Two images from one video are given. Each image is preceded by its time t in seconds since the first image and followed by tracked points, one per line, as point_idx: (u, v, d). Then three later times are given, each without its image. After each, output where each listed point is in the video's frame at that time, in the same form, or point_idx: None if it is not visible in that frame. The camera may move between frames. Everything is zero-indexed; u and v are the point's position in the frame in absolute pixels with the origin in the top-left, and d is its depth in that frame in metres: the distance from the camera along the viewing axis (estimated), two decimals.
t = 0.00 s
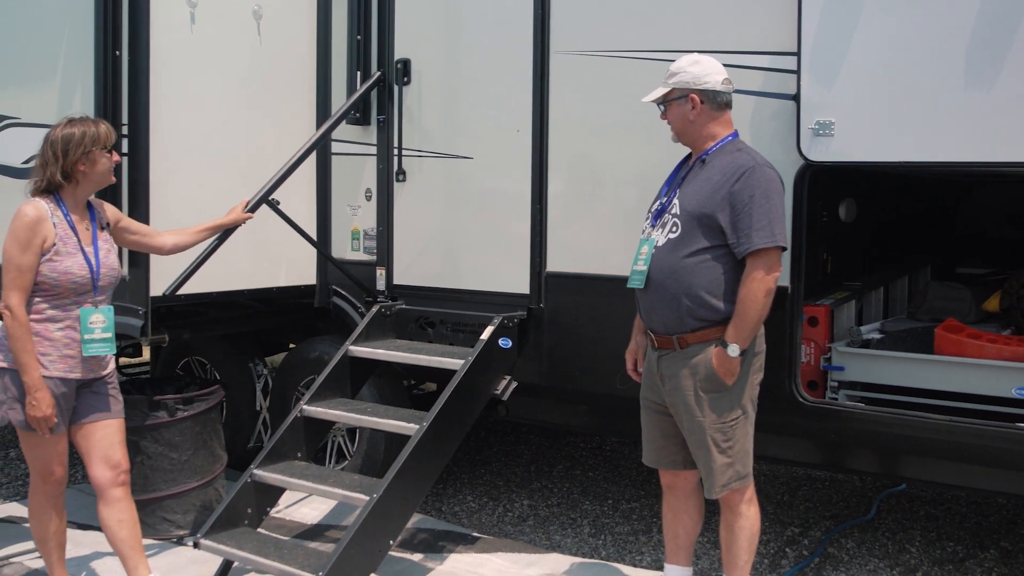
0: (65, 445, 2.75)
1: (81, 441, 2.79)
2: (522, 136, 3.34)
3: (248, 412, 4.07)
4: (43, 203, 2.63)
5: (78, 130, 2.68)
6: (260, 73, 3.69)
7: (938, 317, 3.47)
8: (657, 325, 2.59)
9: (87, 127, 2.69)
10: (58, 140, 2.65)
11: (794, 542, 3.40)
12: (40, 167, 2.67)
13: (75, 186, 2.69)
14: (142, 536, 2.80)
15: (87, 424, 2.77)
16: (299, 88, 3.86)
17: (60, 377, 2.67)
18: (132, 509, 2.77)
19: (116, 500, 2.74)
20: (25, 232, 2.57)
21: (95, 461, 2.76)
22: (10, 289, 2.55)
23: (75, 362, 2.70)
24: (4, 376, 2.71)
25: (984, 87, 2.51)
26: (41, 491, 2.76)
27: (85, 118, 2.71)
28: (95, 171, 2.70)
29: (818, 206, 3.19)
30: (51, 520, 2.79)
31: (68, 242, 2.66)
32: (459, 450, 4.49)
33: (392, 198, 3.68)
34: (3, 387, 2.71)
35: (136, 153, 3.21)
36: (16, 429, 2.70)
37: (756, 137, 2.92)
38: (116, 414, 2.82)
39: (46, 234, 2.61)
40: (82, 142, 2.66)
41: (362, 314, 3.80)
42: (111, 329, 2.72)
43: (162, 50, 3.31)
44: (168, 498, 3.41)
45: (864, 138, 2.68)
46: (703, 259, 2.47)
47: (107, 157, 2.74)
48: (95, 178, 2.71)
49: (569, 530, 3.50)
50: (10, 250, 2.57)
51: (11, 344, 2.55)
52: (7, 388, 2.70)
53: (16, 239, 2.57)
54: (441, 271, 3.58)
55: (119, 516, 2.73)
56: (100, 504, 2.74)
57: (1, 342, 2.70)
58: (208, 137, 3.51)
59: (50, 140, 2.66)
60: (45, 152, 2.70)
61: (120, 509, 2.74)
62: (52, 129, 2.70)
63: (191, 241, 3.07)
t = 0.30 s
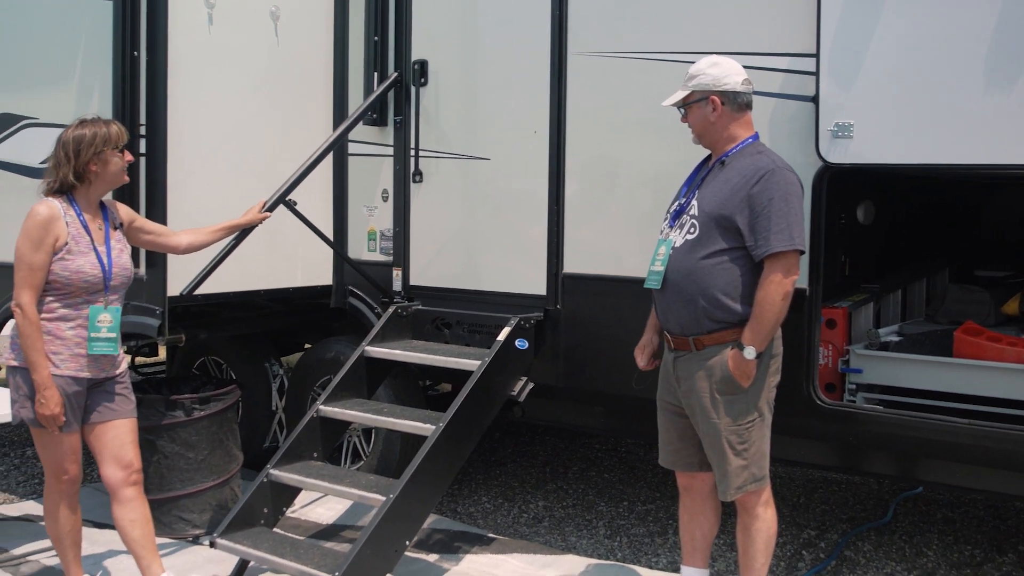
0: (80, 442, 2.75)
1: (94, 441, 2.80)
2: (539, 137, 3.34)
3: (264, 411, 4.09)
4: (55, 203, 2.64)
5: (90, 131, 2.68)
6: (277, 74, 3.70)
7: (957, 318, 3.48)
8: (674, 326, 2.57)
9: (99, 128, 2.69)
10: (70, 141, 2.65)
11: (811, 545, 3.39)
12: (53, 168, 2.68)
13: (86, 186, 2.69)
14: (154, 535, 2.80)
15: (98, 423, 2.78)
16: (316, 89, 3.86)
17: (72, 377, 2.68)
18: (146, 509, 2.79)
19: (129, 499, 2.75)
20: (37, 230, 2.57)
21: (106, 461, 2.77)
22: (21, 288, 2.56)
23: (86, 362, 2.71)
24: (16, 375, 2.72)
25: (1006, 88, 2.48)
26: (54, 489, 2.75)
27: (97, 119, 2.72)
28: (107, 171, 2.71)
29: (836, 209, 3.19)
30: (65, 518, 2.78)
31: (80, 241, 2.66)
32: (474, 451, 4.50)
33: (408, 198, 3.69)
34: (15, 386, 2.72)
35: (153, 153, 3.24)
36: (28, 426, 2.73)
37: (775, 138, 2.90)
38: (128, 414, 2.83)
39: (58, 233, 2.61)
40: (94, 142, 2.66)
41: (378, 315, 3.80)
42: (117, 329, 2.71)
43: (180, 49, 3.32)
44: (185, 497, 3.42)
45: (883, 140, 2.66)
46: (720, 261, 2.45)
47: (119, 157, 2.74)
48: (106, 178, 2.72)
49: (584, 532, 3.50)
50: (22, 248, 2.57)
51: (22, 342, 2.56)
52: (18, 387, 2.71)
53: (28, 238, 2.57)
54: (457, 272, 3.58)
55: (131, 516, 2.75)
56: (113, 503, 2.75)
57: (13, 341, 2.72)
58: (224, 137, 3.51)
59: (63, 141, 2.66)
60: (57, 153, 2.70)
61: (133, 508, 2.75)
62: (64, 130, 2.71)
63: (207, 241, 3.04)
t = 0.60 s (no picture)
0: (93, 439, 2.74)
1: (107, 438, 2.79)
2: (554, 135, 3.33)
3: (277, 409, 4.10)
4: (67, 199, 2.63)
5: (104, 127, 2.68)
6: (291, 71, 3.70)
7: (975, 318, 3.52)
8: (691, 325, 2.57)
9: (112, 125, 2.69)
10: (83, 137, 2.64)
11: (825, 545, 3.38)
12: (65, 164, 2.67)
13: (98, 182, 2.68)
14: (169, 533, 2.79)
15: (112, 420, 2.77)
16: (331, 87, 3.87)
17: (86, 374, 2.67)
18: (160, 506, 2.78)
19: (142, 497, 2.74)
20: (48, 228, 2.56)
21: (120, 459, 2.76)
22: (34, 285, 2.55)
23: (100, 359, 2.70)
24: (29, 373, 2.71)
25: None
26: (69, 486, 2.74)
27: (111, 116, 2.71)
28: (119, 168, 2.70)
29: (851, 208, 3.18)
30: (79, 516, 2.77)
31: (92, 238, 2.66)
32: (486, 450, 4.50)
33: (423, 196, 3.69)
34: (28, 383, 2.71)
35: (169, 150, 3.23)
36: (42, 424, 2.72)
37: (793, 136, 2.88)
38: (141, 411, 2.82)
39: (69, 230, 2.60)
40: (106, 139, 2.65)
41: (392, 313, 3.80)
42: (137, 324, 2.72)
43: (196, 47, 3.31)
44: (198, 495, 3.42)
45: (901, 138, 2.63)
46: (736, 259, 2.44)
47: (132, 155, 2.73)
48: (118, 175, 2.71)
49: (597, 531, 3.49)
50: (34, 246, 2.57)
51: (35, 339, 2.55)
52: (32, 384, 2.70)
53: (40, 235, 2.56)
54: (471, 270, 3.58)
55: (145, 513, 2.74)
56: (127, 501, 2.74)
57: (27, 338, 2.71)
58: (238, 134, 3.50)
59: (76, 137, 2.65)
60: (70, 149, 2.69)
61: (146, 506, 2.74)
62: (78, 126, 2.70)
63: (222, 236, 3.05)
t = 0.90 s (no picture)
0: (97, 439, 2.74)
1: (110, 438, 2.79)
2: (556, 135, 3.33)
3: (279, 409, 4.10)
4: (70, 200, 2.63)
5: (106, 127, 2.67)
6: (293, 70, 3.69)
7: (978, 317, 3.52)
8: (696, 324, 2.56)
9: (114, 124, 2.68)
10: (86, 136, 2.64)
11: (828, 544, 3.38)
12: (67, 164, 2.66)
13: (101, 182, 2.67)
14: (172, 534, 2.79)
15: (115, 421, 2.77)
16: (333, 88, 3.87)
17: (89, 374, 2.67)
18: (164, 506, 2.77)
19: (146, 498, 2.74)
20: (51, 228, 2.56)
21: (124, 459, 2.76)
22: (37, 286, 2.55)
23: (103, 360, 2.70)
24: (32, 373, 2.71)
25: None
26: (72, 487, 2.73)
27: (113, 115, 2.70)
28: (121, 168, 2.69)
29: (855, 206, 3.19)
30: (83, 517, 2.76)
31: (95, 238, 2.65)
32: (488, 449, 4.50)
33: (425, 196, 3.68)
34: (31, 384, 2.71)
35: (172, 150, 3.21)
36: (45, 424, 2.71)
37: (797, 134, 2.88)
38: (145, 411, 2.82)
39: (72, 231, 2.60)
40: (108, 139, 2.64)
41: (395, 313, 3.79)
42: (136, 325, 2.71)
43: (197, 47, 3.30)
44: (201, 494, 3.42)
45: (904, 138, 2.62)
46: (741, 259, 2.44)
47: (134, 155, 2.72)
48: (121, 175, 2.70)
49: (600, 530, 3.49)
50: (36, 247, 2.56)
51: (38, 340, 2.55)
52: (35, 385, 2.70)
53: (43, 236, 2.56)
54: (474, 270, 3.58)
55: (148, 514, 2.73)
56: (131, 501, 2.74)
57: (30, 339, 2.70)
58: (240, 134, 3.50)
59: (78, 137, 2.64)
60: (72, 148, 2.68)
61: (150, 506, 2.74)
62: (80, 125, 2.69)
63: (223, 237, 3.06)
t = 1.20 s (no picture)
0: (100, 439, 2.74)
1: (114, 437, 2.79)
2: (557, 132, 3.32)
3: (280, 407, 4.10)
4: (72, 200, 2.62)
5: (107, 126, 2.66)
6: (293, 68, 3.69)
7: (980, 312, 3.52)
8: (700, 320, 2.56)
9: (116, 123, 2.67)
10: (87, 136, 2.63)
11: (831, 540, 3.38)
12: (69, 164, 2.65)
13: (103, 181, 2.67)
14: (176, 533, 2.79)
15: (118, 420, 2.77)
16: (333, 85, 3.87)
17: (92, 374, 2.66)
18: (168, 506, 2.77)
19: (149, 497, 2.74)
20: (54, 228, 2.55)
21: (127, 458, 2.76)
22: (40, 286, 2.54)
23: (107, 359, 2.69)
24: (35, 373, 2.70)
25: None
26: (76, 487, 2.73)
27: (114, 114, 2.69)
28: (123, 167, 2.69)
29: (857, 202, 3.20)
30: (87, 516, 2.76)
31: (97, 238, 2.65)
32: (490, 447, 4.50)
33: (426, 194, 3.68)
34: (34, 383, 2.70)
35: (172, 149, 3.20)
36: (48, 424, 2.71)
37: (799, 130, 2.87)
38: (148, 410, 2.81)
39: (74, 231, 2.59)
40: (110, 138, 2.64)
41: (396, 311, 3.79)
42: (142, 325, 2.71)
43: (197, 46, 3.30)
44: (203, 494, 3.41)
45: (906, 133, 2.62)
46: (746, 257, 2.44)
47: (136, 154, 2.71)
48: (123, 174, 2.70)
49: (602, 528, 3.49)
50: (39, 247, 2.55)
51: (41, 340, 2.55)
52: (38, 384, 2.69)
53: (46, 236, 2.55)
54: (476, 267, 3.57)
55: (152, 513, 2.73)
56: (135, 501, 2.74)
57: (33, 338, 2.70)
58: (241, 132, 3.50)
59: (79, 136, 2.64)
60: (73, 148, 2.68)
61: (153, 506, 2.74)
62: (82, 125, 2.68)
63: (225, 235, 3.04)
